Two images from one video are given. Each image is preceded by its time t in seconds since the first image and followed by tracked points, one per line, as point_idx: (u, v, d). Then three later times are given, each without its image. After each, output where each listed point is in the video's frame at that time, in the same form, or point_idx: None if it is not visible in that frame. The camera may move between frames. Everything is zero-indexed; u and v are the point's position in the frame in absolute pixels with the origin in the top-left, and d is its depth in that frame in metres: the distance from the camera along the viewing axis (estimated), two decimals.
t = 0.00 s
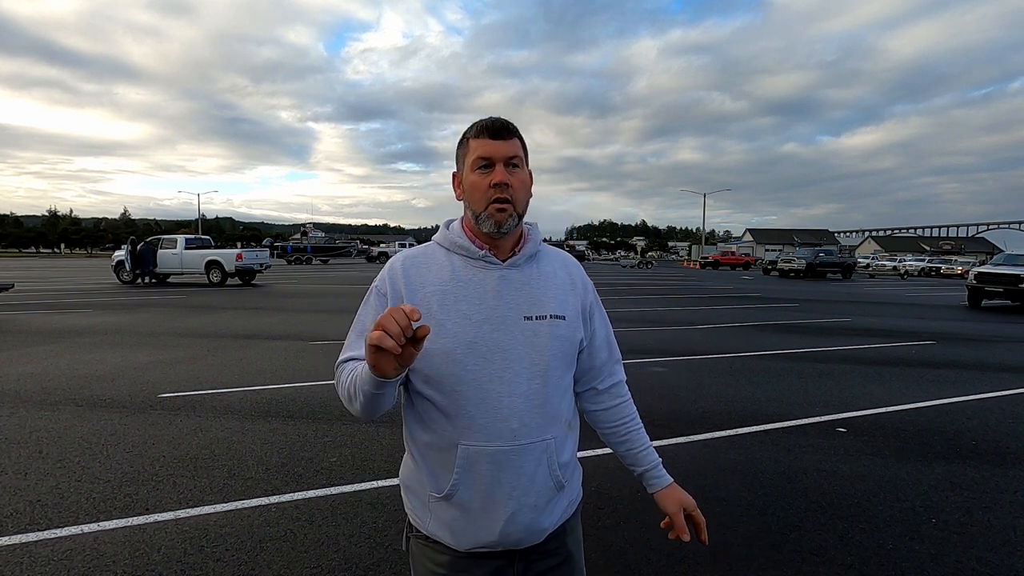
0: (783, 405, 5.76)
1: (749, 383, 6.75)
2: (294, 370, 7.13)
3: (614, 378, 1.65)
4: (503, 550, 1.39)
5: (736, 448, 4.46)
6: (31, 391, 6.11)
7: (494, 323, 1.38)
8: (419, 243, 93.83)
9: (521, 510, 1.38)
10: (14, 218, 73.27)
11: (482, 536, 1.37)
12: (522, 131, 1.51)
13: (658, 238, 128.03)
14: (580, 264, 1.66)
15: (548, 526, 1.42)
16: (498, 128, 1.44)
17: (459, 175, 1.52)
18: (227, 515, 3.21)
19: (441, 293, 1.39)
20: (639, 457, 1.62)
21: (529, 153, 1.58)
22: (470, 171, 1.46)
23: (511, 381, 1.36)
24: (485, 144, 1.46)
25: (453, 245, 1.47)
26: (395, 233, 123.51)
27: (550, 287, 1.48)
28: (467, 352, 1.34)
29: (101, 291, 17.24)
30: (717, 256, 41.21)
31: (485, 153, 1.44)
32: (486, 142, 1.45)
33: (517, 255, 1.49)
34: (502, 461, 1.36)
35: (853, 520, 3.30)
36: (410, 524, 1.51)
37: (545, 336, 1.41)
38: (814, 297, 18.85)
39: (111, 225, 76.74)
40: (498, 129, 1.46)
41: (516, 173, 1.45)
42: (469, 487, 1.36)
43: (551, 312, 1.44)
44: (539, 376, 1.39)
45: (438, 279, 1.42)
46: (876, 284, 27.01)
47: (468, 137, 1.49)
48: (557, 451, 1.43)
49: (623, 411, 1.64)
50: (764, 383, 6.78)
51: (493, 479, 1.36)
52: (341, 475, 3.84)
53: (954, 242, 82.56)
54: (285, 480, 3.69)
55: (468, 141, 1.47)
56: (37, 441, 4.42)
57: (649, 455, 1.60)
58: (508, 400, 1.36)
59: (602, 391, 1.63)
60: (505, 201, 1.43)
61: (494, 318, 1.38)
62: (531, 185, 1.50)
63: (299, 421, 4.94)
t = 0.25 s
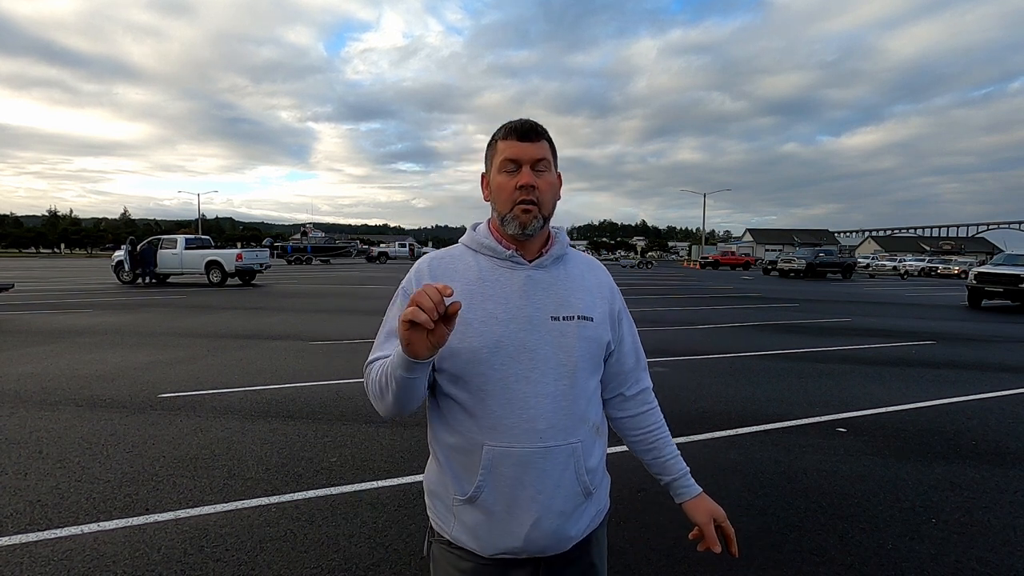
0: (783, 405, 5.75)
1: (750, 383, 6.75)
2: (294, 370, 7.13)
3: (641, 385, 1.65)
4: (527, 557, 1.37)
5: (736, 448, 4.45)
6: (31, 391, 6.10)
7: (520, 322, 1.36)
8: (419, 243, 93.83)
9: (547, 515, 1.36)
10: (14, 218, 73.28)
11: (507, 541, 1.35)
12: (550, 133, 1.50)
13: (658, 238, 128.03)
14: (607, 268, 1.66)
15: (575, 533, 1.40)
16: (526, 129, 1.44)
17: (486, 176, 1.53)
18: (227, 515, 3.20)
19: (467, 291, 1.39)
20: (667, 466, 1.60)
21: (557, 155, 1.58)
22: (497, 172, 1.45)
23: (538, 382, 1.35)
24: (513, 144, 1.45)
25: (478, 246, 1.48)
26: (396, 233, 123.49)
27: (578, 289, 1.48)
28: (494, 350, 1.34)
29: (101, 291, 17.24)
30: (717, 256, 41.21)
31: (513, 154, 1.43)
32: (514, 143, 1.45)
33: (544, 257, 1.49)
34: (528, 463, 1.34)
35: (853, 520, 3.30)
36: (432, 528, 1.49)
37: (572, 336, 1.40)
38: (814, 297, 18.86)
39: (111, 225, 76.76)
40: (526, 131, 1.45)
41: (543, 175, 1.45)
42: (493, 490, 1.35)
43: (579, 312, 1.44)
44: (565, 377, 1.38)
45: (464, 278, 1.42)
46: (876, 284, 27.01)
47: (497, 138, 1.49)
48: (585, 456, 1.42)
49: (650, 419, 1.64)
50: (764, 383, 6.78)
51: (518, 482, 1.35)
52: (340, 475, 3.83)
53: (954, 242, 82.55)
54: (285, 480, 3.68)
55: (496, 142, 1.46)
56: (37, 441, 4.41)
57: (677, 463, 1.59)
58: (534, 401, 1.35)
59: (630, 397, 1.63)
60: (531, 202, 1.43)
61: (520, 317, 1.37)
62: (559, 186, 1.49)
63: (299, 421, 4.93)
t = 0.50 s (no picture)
0: (783, 405, 5.75)
1: (750, 383, 6.75)
2: (294, 370, 7.13)
3: (667, 394, 1.64)
4: (545, 563, 1.37)
5: (736, 448, 4.45)
6: (31, 391, 6.10)
7: (543, 326, 1.37)
8: (420, 243, 93.84)
9: (565, 521, 1.36)
10: (14, 218, 73.28)
11: (525, 546, 1.35)
12: (581, 136, 1.51)
13: (658, 238, 128.04)
14: (634, 274, 1.65)
15: (593, 540, 1.40)
16: (556, 132, 1.45)
17: (515, 177, 1.53)
18: (227, 515, 3.20)
19: (490, 293, 1.39)
20: (692, 478, 1.59)
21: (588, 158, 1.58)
22: (526, 172, 1.46)
23: (560, 386, 1.36)
24: (543, 146, 1.46)
25: (504, 247, 1.48)
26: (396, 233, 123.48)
27: (602, 295, 1.47)
28: (515, 353, 1.34)
29: (101, 290, 17.24)
30: (717, 256, 41.22)
31: (542, 155, 1.44)
32: (544, 145, 1.45)
33: (569, 260, 1.49)
34: (549, 468, 1.34)
35: (853, 520, 3.30)
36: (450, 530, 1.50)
37: (595, 342, 1.40)
38: (814, 297, 18.86)
39: (111, 225, 76.76)
40: (557, 132, 1.46)
41: (572, 178, 1.45)
42: (513, 494, 1.35)
43: (602, 318, 1.43)
44: (587, 382, 1.38)
45: (488, 279, 1.42)
46: (876, 284, 27.00)
47: (527, 139, 1.50)
48: (605, 462, 1.41)
49: (676, 428, 1.63)
50: (764, 383, 6.78)
51: (538, 488, 1.35)
52: (340, 475, 3.83)
53: (954, 242, 82.56)
54: (285, 480, 3.68)
55: (526, 143, 1.47)
56: (37, 441, 4.41)
57: (704, 475, 1.58)
58: (556, 406, 1.35)
59: (655, 406, 1.62)
60: (558, 204, 1.43)
61: (543, 321, 1.37)
62: (587, 190, 1.49)
63: (299, 421, 4.93)
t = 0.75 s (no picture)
0: (783, 405, 5.75)
1: (750, 383, 6.75)
2: (294, 370, 7.13)
3: (682, 399, 1.63)
4: (554, 563, 1.37)
5: (736, 448, 4.45)
6: (31, 391, 6.10)
7: (559, 325, 1.37)
8: (420, 243, 93.83)
9: (576, 522, 1.35)
10: (15, 218, 73.28)
11: (534, 546, 1.35)
12: (610, 139, 1.51)
13: (658, 238, 128.06)
14: (652, 277, 1.65)
15: (603, 543, 1.39)
16: (587, 134, 1.45)
17: (540, 174, 1.54)
18: (227, 515, 3.20)
19: (507, 290, 1.40)
20: (705, 485, 1.58)
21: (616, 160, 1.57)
22: (551, 171, 1.47)
23: (574, 386, 1.35)
24: (571, 147, 1.47)
25: (522, 245, 1.49)
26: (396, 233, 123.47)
27: (619, 296, 1.47)
28: (531, 351, 1.34)
29: (101, 290, 17.24)
30: (717, 256, 41.22)
31: (568, 156, 1.45)
32: (572, 145, 1.46)
33: (589, 260, 1.49)
34: (560, 469, 1.34)
35: (853, 520, 3.30)
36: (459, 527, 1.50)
37: (610, 344, 1.40)
38: (814, 297, 18.86)
39: (111, 225, 76.77)
40: (587, 135, 1.46)
41: (596, 181, 1.45)
42: (524, 493, 1.35)
43: (619, 320, 1.43)
44: (601, 383, 1.37)
45: (504, 277, 1.43)
46: (876, 284, 26.99)
47: (556, 138, 1.50)
48: (617, 464, 1.41)
49: (690, 435, 1.61)
50: (764, 383, 6.78)
51: (549, 487, 1.34)
52: (340, 475, 3.83)
53: (953, 241, 82.56)
54: (285, 480, 3.68)
55: (554, 142, 1.48)
56: (38, 441, 4.41)
57: (717, 484, 1.56)
58: (569, 406, 1.35)
59: (668, 411, 1.61)
60: (578, 207, 1.44)
61: (559, 321, 1.37)
62: (611, 195, 1.50)
63: (299, 421, 4.93)
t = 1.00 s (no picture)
0: (784, 405, 5.72)
1: (751, 383, 6.72)
2: (294, 370, 7.10)
3: (685, 407, 1.59)
4: (553, 564, 1.33)
5: (736, 449, 4.42)
6: (30, 391, 6.06)
7: (570, 326, 1.34)
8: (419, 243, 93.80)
9: (578, 524, 1.32)
10: (14, 218, 73.24)
11: (535, 546, 1.31)
12: (631, 144, 1.49)
13: (658, 238, 128.04)
14: (660, 283, 1.62)
15: (605, 547, 1.36)
16: (609, 136, 1.42)
17: (558, 173, 1.51)
18: (227, 515, 3.17)
19: (521, 287, 1.37)
20: (708, 491, 1.55)
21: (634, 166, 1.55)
22: (570, 170, 1.44)
23: (583, 388, 1.32)
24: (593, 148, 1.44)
25: (537, 243, 1.46)
26: (396, 233, 123.45)
27: (629, 299, 1.44)
28: (542, 350, 1.31)
29: (101, 291, 17.21)
30: (717, 256, 41.22)
31: (590, 156, 1.41)
32: (594, 146, 1.43)
33: (601, 264, 1.46)
34: (565, 471, 1.30)
35: (854, 520, 3.26)
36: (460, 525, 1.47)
37: (621, 348, 1.37)
38: (814, 297, 18.84)
39: (111, 225, 76.75)
40: (609, 137, 1.44)
41: (615, 184, 1.43)
42: (527, 493, 1.31)
43: (629, 324, 1.40)
44: (611, 386, 1.34)
45: (519, 274, 1.40)
46: (875, 284, 26.98)
47: (578, 137, 1.48)
48: (623, 469, 1.37)
49: (692, 443, 1.58)
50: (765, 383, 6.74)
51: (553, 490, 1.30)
52: (341, 475, 3.80)
53: (953, 241, 82.57)
54: (285, 480, 3.65)
55: (576, 142, 1.45)
56: (37, 441, 4.38)
57: (721, 491, 1.53)
58: (577, 407, 1.31)
59: (672, 418, 1.57)
60: (595, 207, 1.41)
61: (571, 321, 1.34)
62: (627, 199, 1.47)
63: (299, 421, 4.90)
